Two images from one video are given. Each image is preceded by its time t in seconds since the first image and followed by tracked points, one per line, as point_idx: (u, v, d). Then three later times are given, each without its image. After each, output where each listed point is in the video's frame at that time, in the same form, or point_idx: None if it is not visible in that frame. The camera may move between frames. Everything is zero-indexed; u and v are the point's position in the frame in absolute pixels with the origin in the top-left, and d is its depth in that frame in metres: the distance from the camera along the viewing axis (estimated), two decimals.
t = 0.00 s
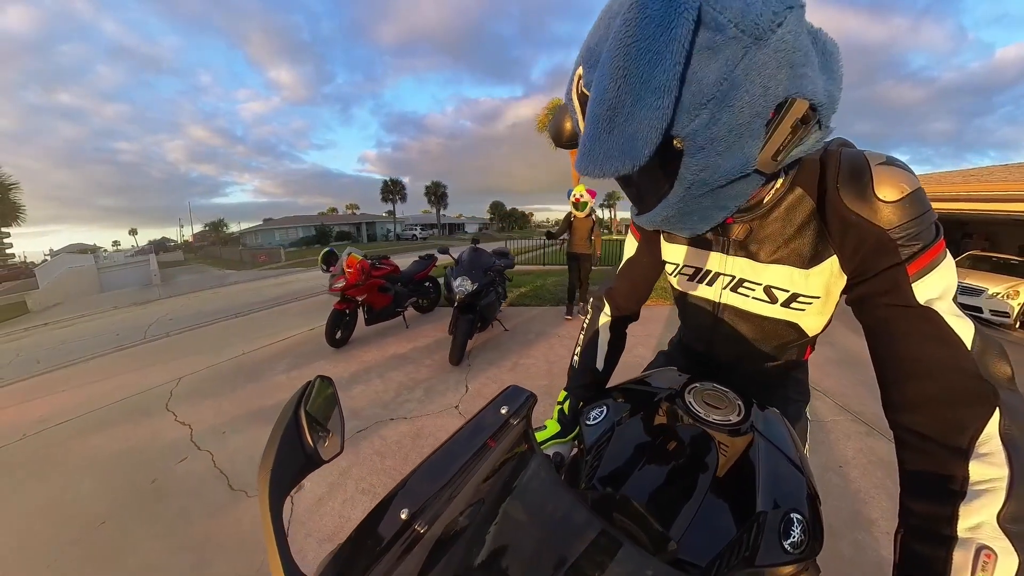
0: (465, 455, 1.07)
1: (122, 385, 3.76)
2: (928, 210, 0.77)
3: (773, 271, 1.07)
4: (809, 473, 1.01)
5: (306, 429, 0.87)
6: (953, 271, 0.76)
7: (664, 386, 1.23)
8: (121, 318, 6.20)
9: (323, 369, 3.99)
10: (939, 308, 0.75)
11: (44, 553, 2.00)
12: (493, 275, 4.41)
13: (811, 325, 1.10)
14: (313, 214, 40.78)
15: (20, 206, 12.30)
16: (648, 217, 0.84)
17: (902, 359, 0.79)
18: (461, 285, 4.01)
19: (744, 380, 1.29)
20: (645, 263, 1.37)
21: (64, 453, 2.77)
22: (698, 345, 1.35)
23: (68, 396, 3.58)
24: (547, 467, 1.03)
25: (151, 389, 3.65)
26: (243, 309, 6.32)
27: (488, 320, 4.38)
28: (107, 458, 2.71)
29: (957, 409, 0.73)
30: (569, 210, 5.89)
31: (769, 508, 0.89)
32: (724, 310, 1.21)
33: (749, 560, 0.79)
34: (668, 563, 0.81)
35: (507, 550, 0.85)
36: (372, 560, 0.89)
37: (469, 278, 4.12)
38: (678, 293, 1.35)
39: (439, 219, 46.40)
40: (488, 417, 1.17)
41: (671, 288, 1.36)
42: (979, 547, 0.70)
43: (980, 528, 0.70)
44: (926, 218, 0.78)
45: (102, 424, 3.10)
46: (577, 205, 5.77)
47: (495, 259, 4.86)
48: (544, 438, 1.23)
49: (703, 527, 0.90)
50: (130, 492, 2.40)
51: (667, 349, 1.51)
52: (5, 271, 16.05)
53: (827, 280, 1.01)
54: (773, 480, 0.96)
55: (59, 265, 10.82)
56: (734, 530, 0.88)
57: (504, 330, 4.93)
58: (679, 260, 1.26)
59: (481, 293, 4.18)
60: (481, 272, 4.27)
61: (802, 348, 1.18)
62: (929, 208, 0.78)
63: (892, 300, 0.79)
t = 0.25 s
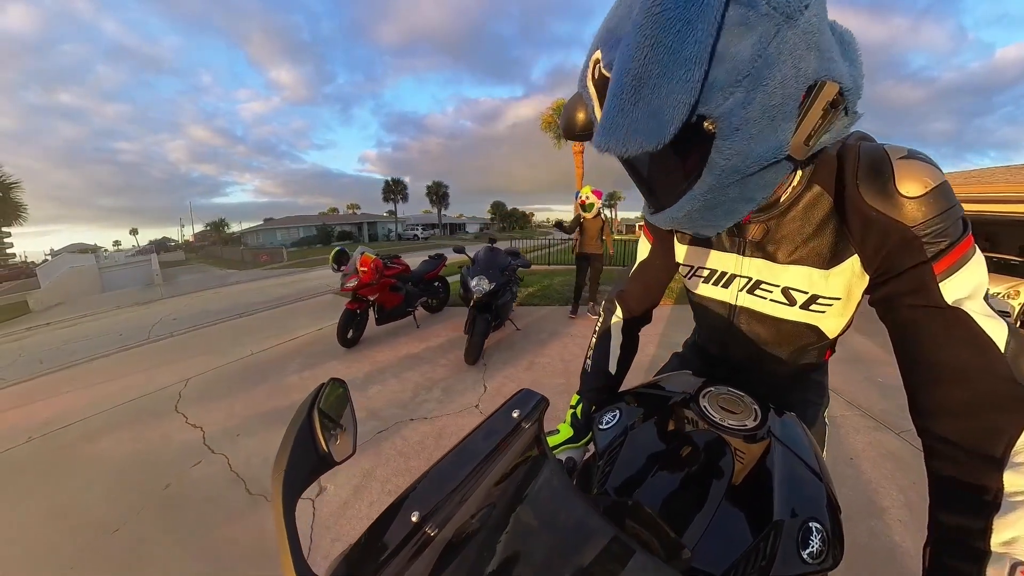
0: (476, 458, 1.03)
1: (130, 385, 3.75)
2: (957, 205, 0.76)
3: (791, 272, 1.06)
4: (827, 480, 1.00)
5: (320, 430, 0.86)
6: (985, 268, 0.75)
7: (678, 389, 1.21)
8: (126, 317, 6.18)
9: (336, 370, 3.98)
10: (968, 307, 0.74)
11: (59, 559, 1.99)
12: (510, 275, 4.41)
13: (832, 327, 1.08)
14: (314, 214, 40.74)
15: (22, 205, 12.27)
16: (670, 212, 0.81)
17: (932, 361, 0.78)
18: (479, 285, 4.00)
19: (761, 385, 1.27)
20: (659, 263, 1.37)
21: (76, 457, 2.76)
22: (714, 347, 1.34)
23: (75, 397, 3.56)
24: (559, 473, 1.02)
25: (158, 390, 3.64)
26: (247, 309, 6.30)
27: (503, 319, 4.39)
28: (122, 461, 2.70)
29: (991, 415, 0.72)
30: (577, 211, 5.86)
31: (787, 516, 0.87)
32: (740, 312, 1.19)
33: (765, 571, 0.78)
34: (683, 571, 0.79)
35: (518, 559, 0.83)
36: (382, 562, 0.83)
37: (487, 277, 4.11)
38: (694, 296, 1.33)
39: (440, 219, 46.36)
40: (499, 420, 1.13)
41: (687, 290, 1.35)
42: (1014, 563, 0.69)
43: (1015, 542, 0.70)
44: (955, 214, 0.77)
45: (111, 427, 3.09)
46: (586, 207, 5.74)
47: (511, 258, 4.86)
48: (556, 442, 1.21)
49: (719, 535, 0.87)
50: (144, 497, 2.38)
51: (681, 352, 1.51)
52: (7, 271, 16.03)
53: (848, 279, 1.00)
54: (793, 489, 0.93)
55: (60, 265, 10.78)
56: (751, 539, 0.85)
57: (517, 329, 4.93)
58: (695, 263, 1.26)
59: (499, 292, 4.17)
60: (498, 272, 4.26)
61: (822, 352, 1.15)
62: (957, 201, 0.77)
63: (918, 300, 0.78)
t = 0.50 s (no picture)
0: (484, 455, 1.00)
1: (139, 386, 3.75)
2: (994, 203, 0.74)
3: (817, 271, 1.04)
4: (844, 492, 0.98)
5: (330, 425, 0.85)
6: (1021, 268, 0.72)
7: (691, 392, 1.20)
8: (132, 317, 6.17)
9: (351, 369, 3.98)
10: (1005, 309, 0.72)
11: (76, 562, 1.98)
12: (525, 275, 4.41)
13: (856, 330, 1.06)
14: (314, 214, 40.73)
15: (25, 205, 12.26)
16: (737, 187, 0.75)
17: (964, 361, 0.77)
18: (497, 283, 3.99)
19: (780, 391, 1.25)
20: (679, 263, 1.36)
21: (92, 457, 2.76)
22: (733, 350, 1.33)
23: (84, 397, 3.56)
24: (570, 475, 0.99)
25: (168, 391, 3.63)
26: (253, 308, 6.30)
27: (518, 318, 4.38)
28: (138, 461, 2.70)
29: None
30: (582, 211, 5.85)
31: (800, 525, 0.86)
32: (764, 312, 1.18)
33: None
34: None
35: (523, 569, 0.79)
36: (388, 556, 0.84)
37: (505, 276, 4.11)
38: (714, 295, 1.32)
39: (442, 219, 46.35)
40: (508, 419, 1.09)
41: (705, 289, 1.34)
42: None
43: None
44: (992, 212, 0.74)
45: (122, 428, 3.08)
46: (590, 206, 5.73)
47: (526, 258, 4.86)
48: (567, 443, 1.20)
49: (730, 542, 0.84)
50: (161, 498, 2.37)
51: (695, 354, 1.51)
52: (10, 271, 16.02)
53: (877, 280, 0.97)
54: (807, 497, 0.91)
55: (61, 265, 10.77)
56: (762, 548, 0.83)
57: (528, 327, 4.92)
58: (715, 261, 1.25)
59: (515, 291, 4.16)
60: (515, 271, 4.25)
61: (846, 355, 1.14)
62: (994, 198, 0.75)
63: (952, 301, 0.77)
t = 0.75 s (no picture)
0: (485, 452, 1.02)
1: (147, 385, 3.75)
2: (1022, 212, 0.73)
3: (833, 275, 1.04)
4: (851, 504, 0.95)
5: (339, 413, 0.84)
6: None
7: (698, 395, 1.18)
8: (136, 317, 6.18)
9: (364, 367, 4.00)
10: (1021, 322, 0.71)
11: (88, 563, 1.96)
12: (537, 274, 4.42)
13: (868, 337, 1.06)
14: (314, 214, 40.75)
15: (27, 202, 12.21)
16: (793, 175, 0.75)
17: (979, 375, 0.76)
18: (510, 282, 4.00)
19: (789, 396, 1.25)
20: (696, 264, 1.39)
21: (105, 455, 2.76)
22: (743, 353, 1.32)
23: (91, 397, 3.55)
24: (570, 469, 1.00)
25: (175, 390, 3.62)
26: (259, 307, 6.32)
27: (530, 317, 4.38)
28: (152, 460, 2.71)
29: None
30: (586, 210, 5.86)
31: (803, 534, 0.83)
32: (778, 316, 1.18)
33: None
34: None
35: (517, 567, 0.79)
36: (391, 542, 0.85)
37: (518, 274, 4.12)
38: (725, 296, 1.31)
39: (443, 219, 46.37)
40: (513, 416, 1.11)
41: (715, 289, 1.33)
42: None
43: None
44: (1018, 222, 0.74)
45: (130, 428, 3.07)
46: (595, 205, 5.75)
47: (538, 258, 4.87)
48: (571, 441, 1.20)
49: (729, 549, 0.82)
50: (173, 499, 2.36)
51: (703, 356, 1.50)
52: (10, 270, 15.98)
53: (894, 286, 0.96)
54: (815, 506, 0.89)
55: (63, 264, 10.79)
56: (765, 554, 0.80)
57: (537, 325, 4.92)
58: (728, 262, 1.24)
59: (528, 290, 4.16)
60: (528, 270, 4.26)
61: (858, 364, 1.13)
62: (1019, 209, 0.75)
63: (967, 311, 0.77)
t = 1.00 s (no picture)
0: (482, 456, 0.99)
1: (158, 383, 3.75)
2: None
3: (849, 279, 1.01)
4: (859, 513, 0.92)
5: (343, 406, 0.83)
6: None
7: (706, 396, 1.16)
8: (141, 316, 6.15)
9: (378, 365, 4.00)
10: None
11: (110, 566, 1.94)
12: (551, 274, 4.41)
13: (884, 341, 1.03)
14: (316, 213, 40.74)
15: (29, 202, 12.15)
16: (836, 169, 0.74)
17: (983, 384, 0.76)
18: (525, 281, 3.99)
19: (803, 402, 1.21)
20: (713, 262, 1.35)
21: (120, 455, 2.76)
22: (757, 358, 1.28)
23: (100, 397, 3.54)
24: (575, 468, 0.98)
25: (184, 390, 3.61)
26: (266, 306, 6.33)
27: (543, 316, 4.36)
28: (170, 459, 2.71)
29: None
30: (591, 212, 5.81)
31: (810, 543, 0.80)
32: (793, 321, 1.15)
33: None
34: None
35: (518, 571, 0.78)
36: (395, 537, 0.87)
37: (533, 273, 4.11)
38: (738, 299, 1.28)
39: (445, 218, 46.34)
40: (518, 417, 1.06)
41: (728, 291, 1.30)
42: None
43: None
44: None
45: (141, 428, 3.06)
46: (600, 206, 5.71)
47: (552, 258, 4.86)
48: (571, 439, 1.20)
49: (733, 554, 0.80)
50: (192, 501, 2.33)
51: (715, 359, 1.48)
52: (12, 270, 15.92)
53: (912, 290, 0.91)
54: (822, 513, 0.86)
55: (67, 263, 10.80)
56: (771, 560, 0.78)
57: (548, 323, 4.91)
58: (743, 265, 1.21)
59: (542, 289, 4.15)
60: (543, 269, 4.26)
61: (873, 367, 1.10)
62: None
63: (981, 318, 0.75)
